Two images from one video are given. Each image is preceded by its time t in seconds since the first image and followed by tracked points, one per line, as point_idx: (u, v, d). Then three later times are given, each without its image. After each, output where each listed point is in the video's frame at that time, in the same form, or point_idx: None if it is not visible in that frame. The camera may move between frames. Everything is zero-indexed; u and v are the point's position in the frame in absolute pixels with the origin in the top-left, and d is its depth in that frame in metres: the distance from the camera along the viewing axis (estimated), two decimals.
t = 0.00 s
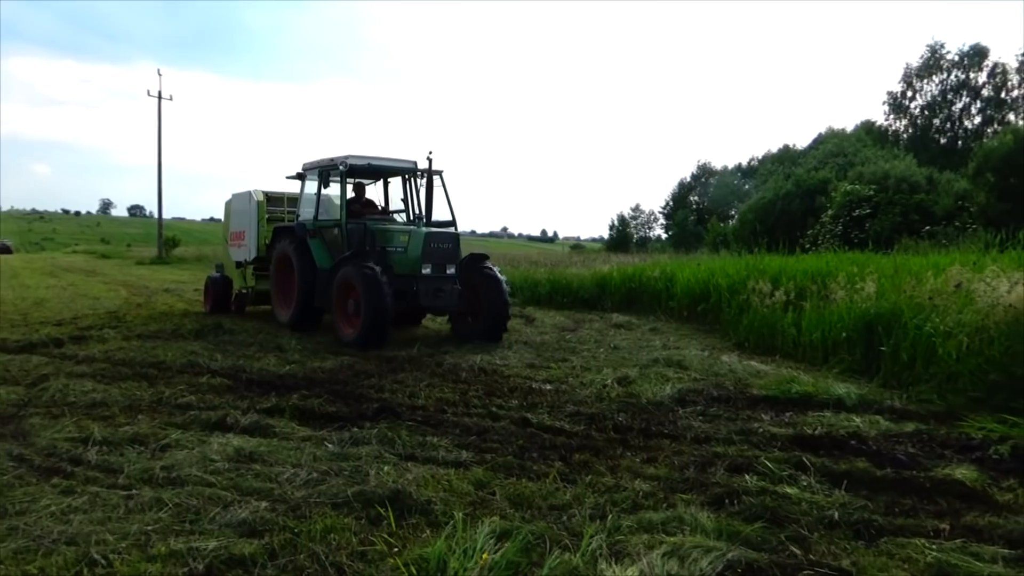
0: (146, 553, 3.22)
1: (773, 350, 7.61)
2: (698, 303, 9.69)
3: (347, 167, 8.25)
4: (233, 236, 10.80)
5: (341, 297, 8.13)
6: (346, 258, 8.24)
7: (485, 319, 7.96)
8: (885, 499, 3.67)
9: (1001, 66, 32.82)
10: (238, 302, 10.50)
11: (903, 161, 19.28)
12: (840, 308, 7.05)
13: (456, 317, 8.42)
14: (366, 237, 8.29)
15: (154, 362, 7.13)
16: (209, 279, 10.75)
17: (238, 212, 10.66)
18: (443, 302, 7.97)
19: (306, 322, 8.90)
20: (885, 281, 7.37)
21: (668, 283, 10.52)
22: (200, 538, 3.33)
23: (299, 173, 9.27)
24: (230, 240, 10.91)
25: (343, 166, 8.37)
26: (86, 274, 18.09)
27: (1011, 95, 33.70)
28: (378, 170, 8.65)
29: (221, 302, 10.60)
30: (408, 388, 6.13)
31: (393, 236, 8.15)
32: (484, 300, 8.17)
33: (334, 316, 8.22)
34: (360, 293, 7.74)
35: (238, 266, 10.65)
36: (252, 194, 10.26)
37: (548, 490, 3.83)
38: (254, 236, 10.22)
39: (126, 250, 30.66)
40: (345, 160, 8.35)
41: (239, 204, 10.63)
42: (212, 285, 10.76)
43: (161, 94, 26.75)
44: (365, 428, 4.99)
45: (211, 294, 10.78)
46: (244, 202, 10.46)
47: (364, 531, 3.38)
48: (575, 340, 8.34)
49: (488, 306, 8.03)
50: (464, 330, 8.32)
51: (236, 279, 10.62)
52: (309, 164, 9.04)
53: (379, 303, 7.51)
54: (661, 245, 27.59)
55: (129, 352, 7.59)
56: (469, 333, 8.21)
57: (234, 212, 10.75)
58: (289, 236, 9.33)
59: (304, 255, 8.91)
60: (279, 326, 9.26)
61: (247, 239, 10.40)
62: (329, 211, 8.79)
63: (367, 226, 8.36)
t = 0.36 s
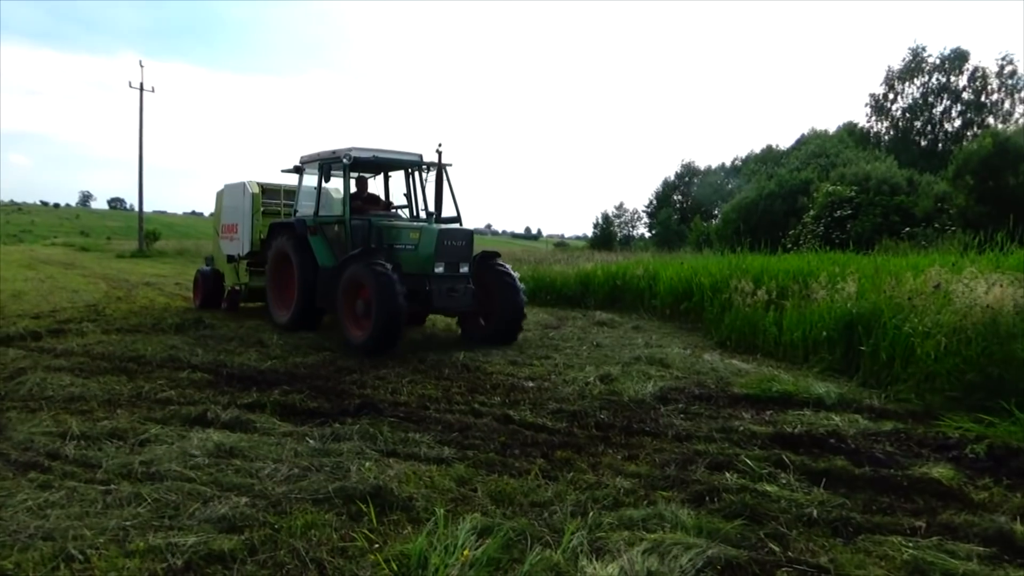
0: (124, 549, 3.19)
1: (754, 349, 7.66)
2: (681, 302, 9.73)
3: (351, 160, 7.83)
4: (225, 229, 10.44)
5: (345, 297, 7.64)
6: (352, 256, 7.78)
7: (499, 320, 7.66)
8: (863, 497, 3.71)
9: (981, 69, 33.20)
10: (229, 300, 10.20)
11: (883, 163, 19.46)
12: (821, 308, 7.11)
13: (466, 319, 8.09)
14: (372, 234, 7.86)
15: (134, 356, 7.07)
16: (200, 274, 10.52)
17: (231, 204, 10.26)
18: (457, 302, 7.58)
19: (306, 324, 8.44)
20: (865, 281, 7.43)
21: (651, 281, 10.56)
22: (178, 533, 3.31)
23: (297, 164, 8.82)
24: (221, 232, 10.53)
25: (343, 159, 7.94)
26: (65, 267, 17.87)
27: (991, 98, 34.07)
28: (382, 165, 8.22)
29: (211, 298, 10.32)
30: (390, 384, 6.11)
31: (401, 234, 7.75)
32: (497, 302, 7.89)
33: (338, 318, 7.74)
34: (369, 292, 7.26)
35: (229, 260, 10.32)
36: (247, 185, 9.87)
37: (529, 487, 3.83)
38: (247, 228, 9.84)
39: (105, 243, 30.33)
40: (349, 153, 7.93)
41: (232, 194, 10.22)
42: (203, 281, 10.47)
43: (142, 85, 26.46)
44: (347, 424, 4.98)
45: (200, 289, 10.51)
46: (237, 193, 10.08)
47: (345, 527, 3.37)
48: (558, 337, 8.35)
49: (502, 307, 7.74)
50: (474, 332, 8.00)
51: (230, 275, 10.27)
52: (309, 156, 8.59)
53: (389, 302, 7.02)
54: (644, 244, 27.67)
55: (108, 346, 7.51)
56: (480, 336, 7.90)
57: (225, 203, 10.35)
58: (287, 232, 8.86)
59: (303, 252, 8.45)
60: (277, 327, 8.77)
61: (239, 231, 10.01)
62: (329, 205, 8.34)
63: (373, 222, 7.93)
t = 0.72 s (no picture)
0: (102, 545, 3.16)
1: (737, 347, 7.69)
2: (665, 299, 9.77)
3: (359, 153, 7.49)
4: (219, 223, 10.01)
5: (354, 300, 7.30)
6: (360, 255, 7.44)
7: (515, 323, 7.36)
8: (843, 494, 3.74)
9: (963, 72, 33.52)
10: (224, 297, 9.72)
11: (866, 163, 19.60)
12: (803, 307, 7.15)
13: (477, 321, 7.74)
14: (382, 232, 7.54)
15: (114, 351, 7.00)
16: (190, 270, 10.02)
17: (227, 197, 9.85)
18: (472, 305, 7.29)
19: (309, 325, 8.11)
20: (847, 280, 7.48)
21: (636, 279, 10.59)
22: (157, 529, 3.28)
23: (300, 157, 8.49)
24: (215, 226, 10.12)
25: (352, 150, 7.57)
26: (45, 261, 17.67)
27: (972, 100, 34.39)
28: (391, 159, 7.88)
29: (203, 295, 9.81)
30: (373, 380, 6.09)
31: (412, 232, 7.44)
32: (513, 304, 7.57)
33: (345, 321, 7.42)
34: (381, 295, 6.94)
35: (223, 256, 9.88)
36: (244, 177, 9.50)
37: (511, 483, 3.83)
38: (244, 222, 9.45)
39: (86, 237, 30.04)
40: (356, 146, 7.59)
41: (228, 187, 9.82)
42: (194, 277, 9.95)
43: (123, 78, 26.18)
44: (329, 420, 4.96)
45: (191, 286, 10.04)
46: (233, 186, 9.70)
47: (325, 524, 3.36)
48: (541, 335, 8.36)
49: (517, 309, 7.43)
50: (487, 335, 7.67)
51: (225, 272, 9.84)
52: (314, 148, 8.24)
53: (404, 306, 6.71)
54: (629, 242, 27.73)
55: (87, 341, 7.44)
56: (492, 338, 7.57)
57: (220, 197, 9.97)
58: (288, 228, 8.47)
59: (306, 249, 8.09)
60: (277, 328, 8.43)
61: (235, 225, 9.62)
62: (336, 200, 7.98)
63: (381, 220, 7.60)
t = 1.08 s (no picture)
0: (79, 543, 3.13)
1: (720, 344, 7.73)
2: (649, 296, 9.79)
3: (373, 145, 7.04)
4: (215, 220, 9.60)
5: (368, 302, 6.82)
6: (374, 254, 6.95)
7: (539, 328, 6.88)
8: (823, 489, 3.76)
9: (945, 71, 33.80)
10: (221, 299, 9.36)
11: (849, 162, 19.72)
12: (786, 304, 7.18)
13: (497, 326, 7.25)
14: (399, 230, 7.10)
15: (94, 347, 6.94)
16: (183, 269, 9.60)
17: (223, 192, 9.45)
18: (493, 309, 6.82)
19: (316, 328, 7.61)
20: (829, 277, 7.53)
21: (621, 276, 10.60)
22: (136, 527, 3.25)
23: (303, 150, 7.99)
24: (210, 223, 9.71)
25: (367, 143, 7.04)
26: (25, 257, 17.47)
27: (954, 99, 34.69)
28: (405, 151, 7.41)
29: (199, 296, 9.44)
30: (356, 377, 6.07)
31: (429, 229, 6.98)
32: (533, 308, 7.08)
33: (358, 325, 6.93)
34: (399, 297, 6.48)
35: (221, 254, 9.46)
36: (241, 171, 9.12)
37: (494, 480, 3.83)
38: (241, 218, 9.08)
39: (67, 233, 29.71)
40: (368, 138, 7.12)
41: (225, 182, 9.42)
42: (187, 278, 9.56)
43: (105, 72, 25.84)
44: (311, 417, 4.93)
45: (183, 286, 9.64)
46: (228, 181, 9.35)
47: (306, 521, 3.34)
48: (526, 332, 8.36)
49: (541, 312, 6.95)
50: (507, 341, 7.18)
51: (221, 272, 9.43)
52: (320, 140, 7.74)
53: (426, 309, 6.26)
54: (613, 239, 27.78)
55: (67, 337, 7.37)
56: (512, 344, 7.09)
57: (215, 192, 9.66)
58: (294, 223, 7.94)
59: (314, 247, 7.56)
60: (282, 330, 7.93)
61: (232, 222, 9.23)
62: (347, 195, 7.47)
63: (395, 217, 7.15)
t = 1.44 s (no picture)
0: (57, 542, 3.10)
1: (705, 341, 7.75)
2: (635, 293, 9.80)
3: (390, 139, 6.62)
4: (213, 216, 9.24)
5: (390, 305, 6.42)
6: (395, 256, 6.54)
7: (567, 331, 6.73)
8: (804, 485, 3.78)
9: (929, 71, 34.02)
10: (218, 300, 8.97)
11: (834, 160, 19.82)
12: (770, 301, 7.21)
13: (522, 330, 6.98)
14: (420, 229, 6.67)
15: (75, 344, 6.88)
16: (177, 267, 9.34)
17: (223, 187, 9.09)
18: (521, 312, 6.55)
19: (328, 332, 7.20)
20: (813, 275, 7.56)
21: (606, 273, 10.61)
22: (114, 526, 3.22)
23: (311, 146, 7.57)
24: (207, 220, 9.34)
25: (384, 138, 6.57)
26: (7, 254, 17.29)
27: (938, 99, 34.94)
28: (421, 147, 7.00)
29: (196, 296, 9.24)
30: (340, 374, 6.05)
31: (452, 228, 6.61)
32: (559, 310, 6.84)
33: (377, 329, 6.53)
34: (425, 301, 6.11)
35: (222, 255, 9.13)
36: (242, 166, 8.77)
37: (477, 476, 3.83)
38: (242, 215, 8.73)
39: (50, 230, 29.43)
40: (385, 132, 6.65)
41: (224, 177, 9.06)
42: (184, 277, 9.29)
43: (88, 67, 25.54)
44: (294, 414, 4.91)
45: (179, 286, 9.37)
46: (226, 176, 9.03)
47: (288, 518, 3.32)
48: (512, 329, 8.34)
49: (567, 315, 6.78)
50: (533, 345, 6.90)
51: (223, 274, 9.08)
52: (330, 135, 7.33)
53: (455, 315, 5.90)
54: (600, 237, 27.81)
55: (48, 335, 7.31)
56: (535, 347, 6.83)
57: (211, 188, 9.34)
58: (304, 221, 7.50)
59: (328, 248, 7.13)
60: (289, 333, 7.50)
61: (231, 218, 8.88)
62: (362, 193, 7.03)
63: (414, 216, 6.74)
